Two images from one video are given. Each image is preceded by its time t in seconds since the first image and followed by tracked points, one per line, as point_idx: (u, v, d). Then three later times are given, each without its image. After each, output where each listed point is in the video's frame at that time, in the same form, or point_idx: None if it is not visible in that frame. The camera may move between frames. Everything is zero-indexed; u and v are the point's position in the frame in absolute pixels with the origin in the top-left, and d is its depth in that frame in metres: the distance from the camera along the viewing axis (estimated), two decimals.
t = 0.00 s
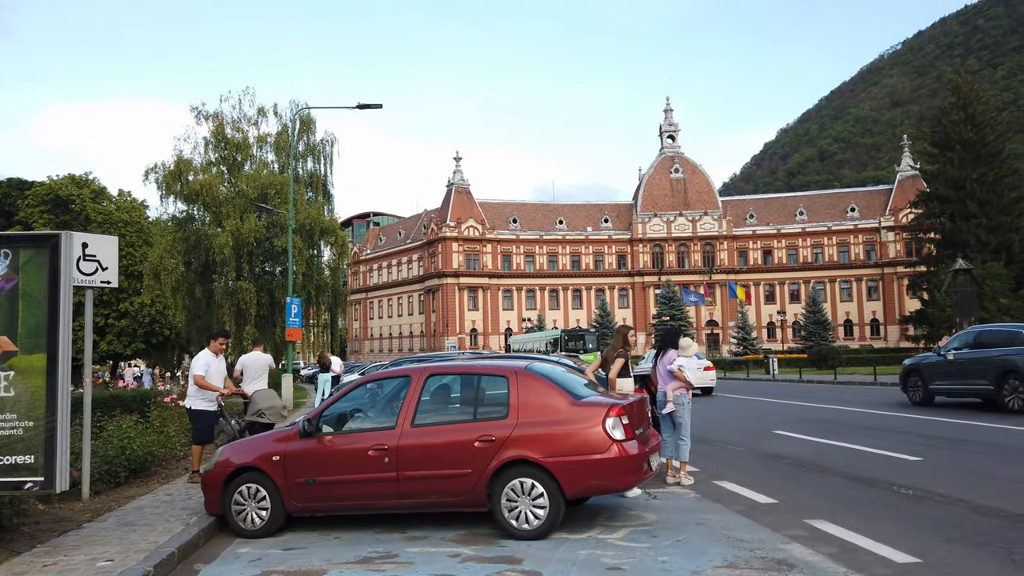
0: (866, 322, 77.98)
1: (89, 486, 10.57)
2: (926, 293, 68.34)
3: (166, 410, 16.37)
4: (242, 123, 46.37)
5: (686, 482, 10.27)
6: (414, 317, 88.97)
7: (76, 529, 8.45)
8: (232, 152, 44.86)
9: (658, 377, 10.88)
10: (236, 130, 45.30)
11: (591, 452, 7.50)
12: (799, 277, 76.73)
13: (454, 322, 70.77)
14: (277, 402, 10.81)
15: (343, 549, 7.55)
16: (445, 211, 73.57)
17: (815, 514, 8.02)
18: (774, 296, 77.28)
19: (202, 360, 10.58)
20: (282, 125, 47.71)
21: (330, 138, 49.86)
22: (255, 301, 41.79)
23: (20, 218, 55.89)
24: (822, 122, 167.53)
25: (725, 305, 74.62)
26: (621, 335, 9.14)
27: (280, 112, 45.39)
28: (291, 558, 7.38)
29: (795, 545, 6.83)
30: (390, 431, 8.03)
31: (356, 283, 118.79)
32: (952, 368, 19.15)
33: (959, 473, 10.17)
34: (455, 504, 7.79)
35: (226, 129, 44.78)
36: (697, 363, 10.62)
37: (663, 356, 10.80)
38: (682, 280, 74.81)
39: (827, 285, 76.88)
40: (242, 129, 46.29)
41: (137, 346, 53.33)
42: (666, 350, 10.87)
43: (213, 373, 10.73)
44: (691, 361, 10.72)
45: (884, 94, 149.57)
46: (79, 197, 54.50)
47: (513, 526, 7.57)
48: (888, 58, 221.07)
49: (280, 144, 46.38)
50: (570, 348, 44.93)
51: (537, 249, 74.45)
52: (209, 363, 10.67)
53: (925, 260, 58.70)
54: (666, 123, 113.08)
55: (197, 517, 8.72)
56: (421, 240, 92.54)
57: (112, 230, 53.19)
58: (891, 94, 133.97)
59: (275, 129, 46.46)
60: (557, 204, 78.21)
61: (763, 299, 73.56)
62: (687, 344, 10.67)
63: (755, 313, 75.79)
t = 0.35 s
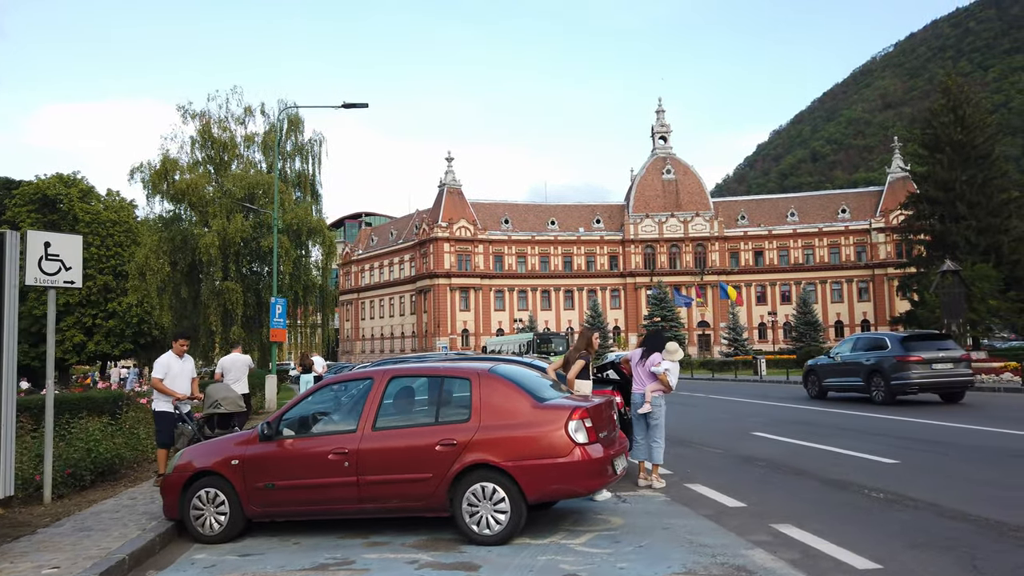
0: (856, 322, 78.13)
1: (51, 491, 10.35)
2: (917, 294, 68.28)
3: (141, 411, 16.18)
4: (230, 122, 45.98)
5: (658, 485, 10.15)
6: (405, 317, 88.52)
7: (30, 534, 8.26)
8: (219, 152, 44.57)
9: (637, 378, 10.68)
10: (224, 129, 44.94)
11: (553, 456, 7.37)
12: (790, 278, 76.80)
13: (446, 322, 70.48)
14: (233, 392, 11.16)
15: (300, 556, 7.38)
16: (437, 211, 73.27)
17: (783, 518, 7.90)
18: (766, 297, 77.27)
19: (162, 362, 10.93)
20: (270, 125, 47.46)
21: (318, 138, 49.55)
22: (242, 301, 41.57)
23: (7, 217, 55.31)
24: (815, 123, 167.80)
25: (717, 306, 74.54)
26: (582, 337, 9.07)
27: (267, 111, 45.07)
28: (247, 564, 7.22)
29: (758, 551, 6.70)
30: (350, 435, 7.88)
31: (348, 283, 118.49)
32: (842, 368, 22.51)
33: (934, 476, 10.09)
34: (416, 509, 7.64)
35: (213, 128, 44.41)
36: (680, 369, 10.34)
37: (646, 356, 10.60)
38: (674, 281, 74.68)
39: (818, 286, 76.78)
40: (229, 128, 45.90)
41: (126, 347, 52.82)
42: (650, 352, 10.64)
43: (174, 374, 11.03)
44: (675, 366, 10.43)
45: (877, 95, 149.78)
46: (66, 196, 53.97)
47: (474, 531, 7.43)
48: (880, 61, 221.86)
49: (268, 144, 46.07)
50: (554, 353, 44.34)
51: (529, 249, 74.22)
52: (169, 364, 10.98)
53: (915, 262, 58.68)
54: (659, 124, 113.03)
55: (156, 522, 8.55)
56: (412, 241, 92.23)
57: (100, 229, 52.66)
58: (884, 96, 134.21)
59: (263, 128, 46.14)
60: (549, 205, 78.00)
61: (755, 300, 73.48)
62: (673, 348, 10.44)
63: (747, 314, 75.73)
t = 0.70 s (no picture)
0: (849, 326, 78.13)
1: (17, 495, 10.18)
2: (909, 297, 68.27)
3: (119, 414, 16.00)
4: (219, 122, 45.73)
5: (631, 489, 10.06)
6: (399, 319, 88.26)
7: None
8: (209, 152, 44.26)
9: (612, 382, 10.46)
10: (212, 129, 44.68)
11: (517, 461, 7.26)
12: (783, 281, 76.80)
13: (439, 324, 70.25)
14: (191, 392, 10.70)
15: (260, 562, 7.25)
16: (430, 213, 73.05)
17: (750, 525, 7.81)
18: (759, 300, 77.28)
19: (135, 361, 10.80)
20: (260, 126, 47.34)
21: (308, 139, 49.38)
22: (231, 302, 41.38)
23: None
24: (809, 127, 168.02)
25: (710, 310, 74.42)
26: (548, 341, 9.63)
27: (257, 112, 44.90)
28: (206, 572, 7.08)
29: (723, 559, 6.60)
30: (314, 439, 7.76)
31: (342, 284, 118.10)
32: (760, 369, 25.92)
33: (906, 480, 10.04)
34: (381, 514, 7.52)
35: (202, 128, 44.09)
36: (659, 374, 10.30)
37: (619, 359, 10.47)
38: (668, 284, 74.60)
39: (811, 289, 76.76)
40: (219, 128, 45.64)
41: (117, 348, 52.37)
42: (627, 357, 10.47)
43: (146, 375, 10.85)
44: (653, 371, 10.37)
45: (871, 99, 150.07)
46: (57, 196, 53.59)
47: (437, 538, 7.32)
48: (874, 64, 222.40)
49: (258, 144, 45.87)
50: (524, 357, 43.54)
51: (522, 251, 74.02)
52: (141, 364, 10.82)
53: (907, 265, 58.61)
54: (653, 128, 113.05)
55: (117, 527, 8.40)
56: (406, 242, 91.93)
57: (91, 230, 52.25)
58: (878, 100, 134.57)
59: (253, 129, 45.95)
60: (542, 207, 77.86)
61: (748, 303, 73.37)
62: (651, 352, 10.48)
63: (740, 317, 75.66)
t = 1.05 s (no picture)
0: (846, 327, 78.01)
1: None
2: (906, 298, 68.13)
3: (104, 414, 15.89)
4: (213, 121, 45.50)
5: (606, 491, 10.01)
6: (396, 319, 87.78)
7: None
8: (202, 152, 43.96)
9: (591, 383, 10.34)
10: (206, 129, 44.43)
11: (487, 465, 7.17)
12: (780, 282, 76.63)
13: (436, 324, 70.08)
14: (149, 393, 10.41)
15: (224, 568, 7.16)
16: (428, 213, 72.88)
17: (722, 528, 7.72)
18: (756, 301, 77.17)
19: (108, 364, 10.76)
20: (254, 126, 47.18)
21: (303, 139, 49.21)
22: (224, 302, 41.26)
23: None
24: (808, 128, 167.97)
25: (708, 311, 74.30)
26: (524, 342, 9.62)
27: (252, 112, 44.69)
28: None
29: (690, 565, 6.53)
30: (282, 442, 7.67)
31: (339, 283, 117.93)
32: (703, 368, 28.09)
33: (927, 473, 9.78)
34: (348, 518, 7.43)
35: (196, 128, 43.82)
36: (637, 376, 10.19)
37: (597, 360, 10.33)
38: (666, 285, 74.47)
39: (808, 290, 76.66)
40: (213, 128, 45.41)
41: (112, 348, 52.13)
42: (604, 359, 10.35)
43: (120, 376, 10.78)
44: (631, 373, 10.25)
45: (870, 100, 150.05)
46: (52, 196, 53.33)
47: (404, 542, 7.23)
48: (873, 65, 222.18)
49: (253, 144, 45.69)
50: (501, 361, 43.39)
51: (520, 252, 73.88)
52: (115, 367, 10.76)
53: (903, 266, 58.55)
54: (650, 128, 112.93)
55: (84, 531, 8.28)
56: (404, 242, 91.79)
57: (86, 230, 52.00)
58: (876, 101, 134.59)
59: (247, 129, 45.78)
60: (540, 207, 77.71)
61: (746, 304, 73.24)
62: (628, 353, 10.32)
63: (737, 317, 75.54)
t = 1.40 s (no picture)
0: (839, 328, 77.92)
1: None
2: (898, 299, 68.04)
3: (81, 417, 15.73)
4: (201, 121, 45.16)
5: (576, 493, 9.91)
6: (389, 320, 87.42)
7: None
8: (190, 152, 43.56)
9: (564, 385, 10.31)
10: (194, 129, 44.03)
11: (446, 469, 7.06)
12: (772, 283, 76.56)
13: (429, 325, 69.77)
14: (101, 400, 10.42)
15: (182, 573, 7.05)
16: (421, 214, 72.64)
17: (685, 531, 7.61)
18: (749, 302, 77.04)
19: (72, 369, 10.85)
20: (243, 126, 46.87)
21: (293, 139, 48.93)
22: (211, 303, 41.02)
23: None
24: (802, 129, 168.11)
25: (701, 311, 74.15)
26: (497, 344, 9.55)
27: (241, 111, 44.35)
28: None
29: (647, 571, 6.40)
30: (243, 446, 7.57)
31: (332, 284, 117.47)
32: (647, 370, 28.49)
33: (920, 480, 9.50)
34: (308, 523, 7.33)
35: (184, 127, 43.47)
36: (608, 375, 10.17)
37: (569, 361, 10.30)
38: (659, 285, 74.30)
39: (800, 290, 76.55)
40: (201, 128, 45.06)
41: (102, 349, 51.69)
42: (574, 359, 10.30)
43: (85, 380, 10.87)
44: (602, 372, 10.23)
45: (864, 102, 150.21)
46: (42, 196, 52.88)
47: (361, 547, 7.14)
48: (867, 66, 222.55)
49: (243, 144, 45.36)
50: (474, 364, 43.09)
51: (513, 253, 73.65)
52: (78, 372, 10.84)
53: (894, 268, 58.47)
54: (644, 129, 112.82)
55: (44, 536, 8.20)
56: (397, 243, 91.42)
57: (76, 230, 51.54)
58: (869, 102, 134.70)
59: (236, 129, 45.47)
60: (533, 208, 77.52)
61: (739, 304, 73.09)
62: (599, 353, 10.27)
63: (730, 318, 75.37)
